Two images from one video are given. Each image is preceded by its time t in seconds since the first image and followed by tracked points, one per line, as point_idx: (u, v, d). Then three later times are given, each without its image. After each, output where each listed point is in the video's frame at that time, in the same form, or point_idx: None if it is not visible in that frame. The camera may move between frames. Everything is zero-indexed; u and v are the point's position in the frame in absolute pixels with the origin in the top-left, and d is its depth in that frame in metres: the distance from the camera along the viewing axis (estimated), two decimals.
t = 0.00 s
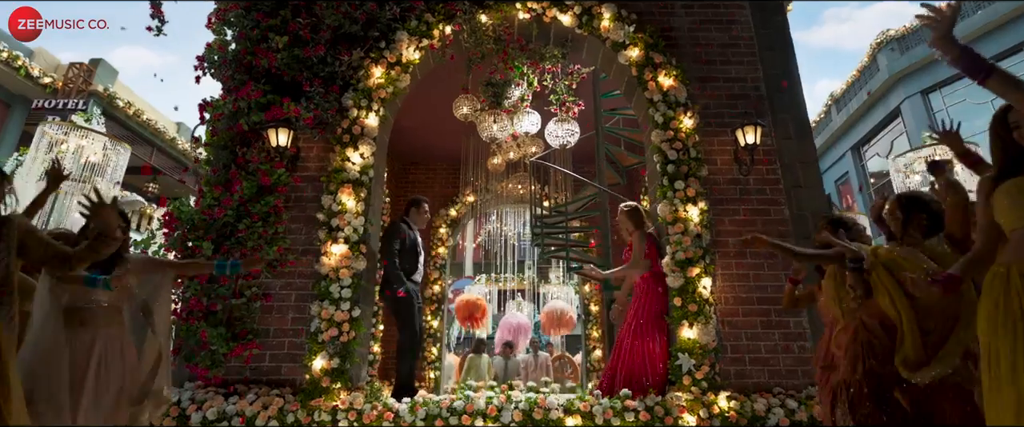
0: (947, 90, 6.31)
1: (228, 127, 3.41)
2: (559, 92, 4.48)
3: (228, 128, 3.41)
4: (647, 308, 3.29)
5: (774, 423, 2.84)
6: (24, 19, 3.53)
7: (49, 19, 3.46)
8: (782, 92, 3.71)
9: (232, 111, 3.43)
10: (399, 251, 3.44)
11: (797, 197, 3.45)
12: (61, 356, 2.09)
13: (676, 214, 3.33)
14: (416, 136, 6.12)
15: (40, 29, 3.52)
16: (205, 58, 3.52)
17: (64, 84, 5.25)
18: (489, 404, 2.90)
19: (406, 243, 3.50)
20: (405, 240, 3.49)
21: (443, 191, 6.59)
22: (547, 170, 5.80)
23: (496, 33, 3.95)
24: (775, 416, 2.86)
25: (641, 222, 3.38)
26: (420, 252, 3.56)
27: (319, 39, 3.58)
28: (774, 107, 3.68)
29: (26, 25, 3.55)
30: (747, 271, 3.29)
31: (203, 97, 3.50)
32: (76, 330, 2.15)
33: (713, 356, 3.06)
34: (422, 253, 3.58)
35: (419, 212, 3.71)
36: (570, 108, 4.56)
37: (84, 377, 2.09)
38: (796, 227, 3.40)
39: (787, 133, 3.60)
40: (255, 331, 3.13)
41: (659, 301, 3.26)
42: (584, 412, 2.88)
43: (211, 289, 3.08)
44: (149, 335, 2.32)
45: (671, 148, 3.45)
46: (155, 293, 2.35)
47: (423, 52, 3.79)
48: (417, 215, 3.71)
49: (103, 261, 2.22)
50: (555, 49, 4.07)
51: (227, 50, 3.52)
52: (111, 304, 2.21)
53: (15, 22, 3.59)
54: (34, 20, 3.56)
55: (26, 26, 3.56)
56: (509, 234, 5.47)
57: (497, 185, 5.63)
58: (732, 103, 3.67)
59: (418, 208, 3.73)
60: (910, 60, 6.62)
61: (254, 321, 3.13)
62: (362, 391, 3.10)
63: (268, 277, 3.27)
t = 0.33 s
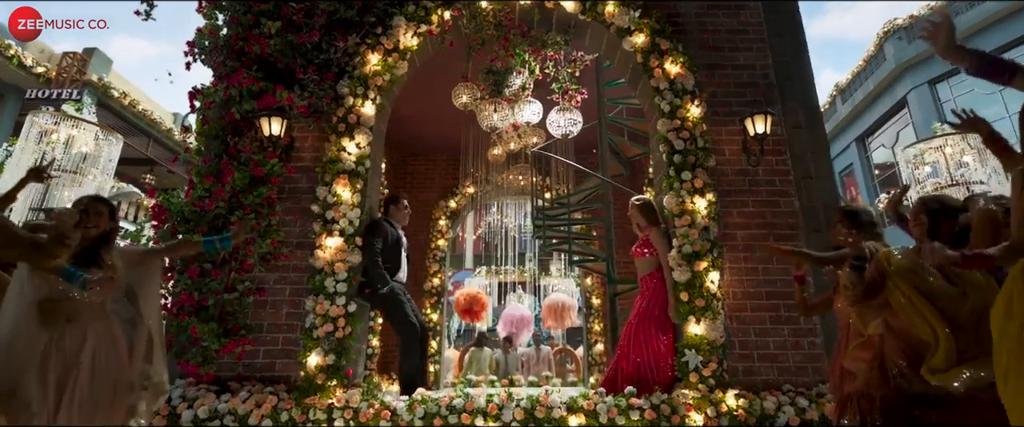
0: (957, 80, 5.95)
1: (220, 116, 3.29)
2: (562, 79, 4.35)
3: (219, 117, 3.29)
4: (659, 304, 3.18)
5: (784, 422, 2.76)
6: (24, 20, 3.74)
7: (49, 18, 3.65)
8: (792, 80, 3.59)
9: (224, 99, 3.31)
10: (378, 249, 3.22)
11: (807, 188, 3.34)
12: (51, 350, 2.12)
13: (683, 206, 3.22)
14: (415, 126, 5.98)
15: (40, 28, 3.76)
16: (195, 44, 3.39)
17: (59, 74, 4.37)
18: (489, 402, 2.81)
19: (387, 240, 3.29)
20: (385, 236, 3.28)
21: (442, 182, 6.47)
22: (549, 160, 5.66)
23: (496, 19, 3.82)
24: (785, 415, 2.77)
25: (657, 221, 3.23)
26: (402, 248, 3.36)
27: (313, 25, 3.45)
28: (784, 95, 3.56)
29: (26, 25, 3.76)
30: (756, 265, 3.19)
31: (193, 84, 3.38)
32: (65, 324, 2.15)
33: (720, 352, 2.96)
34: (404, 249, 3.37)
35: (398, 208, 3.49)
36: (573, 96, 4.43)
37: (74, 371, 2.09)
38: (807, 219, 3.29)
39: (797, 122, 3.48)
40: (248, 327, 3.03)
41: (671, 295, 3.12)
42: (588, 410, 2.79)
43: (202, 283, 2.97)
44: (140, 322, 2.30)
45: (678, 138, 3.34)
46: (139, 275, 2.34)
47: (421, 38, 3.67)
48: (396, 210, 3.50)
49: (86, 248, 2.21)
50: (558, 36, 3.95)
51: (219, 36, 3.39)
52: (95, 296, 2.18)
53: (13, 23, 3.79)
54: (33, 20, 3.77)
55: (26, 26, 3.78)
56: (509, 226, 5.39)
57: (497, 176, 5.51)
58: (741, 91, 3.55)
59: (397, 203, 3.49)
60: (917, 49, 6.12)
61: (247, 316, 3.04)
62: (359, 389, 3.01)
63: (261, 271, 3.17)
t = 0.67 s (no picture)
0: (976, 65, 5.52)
1: (205, 97, 3.12)
2: (565, 60, 4.16)
3: (205, 99, 3.11)
4: (661, 308, 3.09)
5: (800, 421, 2.62)
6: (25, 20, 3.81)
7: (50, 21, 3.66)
8: (808, 60, 3.41)
9: (209, 80, 3.13)
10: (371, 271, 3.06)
11: (824, 174, 3.17)
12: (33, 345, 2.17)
13: (694, 193, 3.05)
14: (412, 110, 5.79)
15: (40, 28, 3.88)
16: (178, 21, 3.20)
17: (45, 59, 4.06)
18: (489, 400, 2.66)
19: (380, 259, 3.16)
20: (378, 256, 3.15)
21: (441, 168, 6.28)
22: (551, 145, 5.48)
23: None
24: (801, 413, 2.63)
25: (672, 222, 3.11)
26: (395, 268, 3.24)
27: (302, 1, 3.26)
28: (800, 76, 3.37)
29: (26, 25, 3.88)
30: (770, 255, 3.03)
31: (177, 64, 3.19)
32: (47, 317, 2.21)
33: (732, 347, 2.81)
34: (396, 270, 3.25)
35: (390, 225, 3.33)
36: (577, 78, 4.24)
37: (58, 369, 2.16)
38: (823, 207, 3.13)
39: (813, 105, 3.31)
40: (235, 320, 2.88)
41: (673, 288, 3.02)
42: (594, 408, 2.65)
43: (186, 274, 2.81)
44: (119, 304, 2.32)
45: (688, 121, 3.16)
46: (117, 260, 2.30)
47: (418, 16, 3.48)
48: (388, 228, 3.33)
49: (66, 238, 2.24)
50: (563, 15, 3.75)
51: (203, 13, 3.20)
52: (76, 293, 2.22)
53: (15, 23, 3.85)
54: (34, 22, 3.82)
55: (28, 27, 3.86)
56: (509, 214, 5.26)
57: (497, 163, 5.35)
58: (754, 72, 3.36)
59: (389, 220, 3.33)
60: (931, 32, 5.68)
61: (234, 308, 2.89)
62: (353, 386, 2.86)
63: (250, 261, 3.01)
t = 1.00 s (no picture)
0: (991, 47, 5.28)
1: (187, 77, 2.94)
2: (569, 38, 3.96)
3: (187, 79, 2.94)
4: (667, 328, 2.96)
5: (817, 418, 2.49)
6: (24, 20, 3.50)
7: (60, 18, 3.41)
8: (826, 38, 3.22)
9: (192, 59, 2.96)
10: (362, 316, 2.84)
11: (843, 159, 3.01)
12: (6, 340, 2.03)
13: (706, 178, 2.88)
14: (408, 94, 5.60)
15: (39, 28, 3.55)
16: None
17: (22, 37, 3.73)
18: (489, 396, 2.51)
19: (371, 301, 2.95)
20: (370, 297, 2.94)
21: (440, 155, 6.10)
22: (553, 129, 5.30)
23: None
24: (819, 410, 2.49)
25: (679, 242, 2.93)
26: (386, 309, 3.04)
27: None
28: (817, 56, 3.19)
29: (26, 25, 3.54)
30: (785, 243, 2.87)
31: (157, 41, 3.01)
32: (20, 313, 2.06)
33: (746, 340, 2.66)
34: (387, 311, 3.04)
35: (382, 266, 3.12)
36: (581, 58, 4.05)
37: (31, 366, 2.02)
38: (842, 193, 2.96)
39: (832, 86, 3.13)
40: (221, 311, 2.73)
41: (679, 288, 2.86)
42: (599, 405, 2.50)
43: (168, 263, 2.66)
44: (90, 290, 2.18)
45: (699, 102, 2.98)
46: (92, 248, 2.17)
47: None
48: (379, 268, 3.13)
49: (37, 223, 2.09)
50: None
51: None
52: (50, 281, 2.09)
53: (15, 22, 3.56)
54: (32, 19, 3.53)
55: (26, 26, 3.55)
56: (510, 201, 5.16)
57: (497, 149, 5.17)
58: (769, 50, 3.18)
59: (380, 260, 3.13)
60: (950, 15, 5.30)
61: (220, 300, 2.74)
62: (345, 381, 2.72)
63: (236, 250, 2.85)
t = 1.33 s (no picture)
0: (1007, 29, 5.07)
1: (168, 55, 2.78)
2: (573, 16, 3.78)
3: (168, 57, 2.78)
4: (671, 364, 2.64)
5: (836, 417, 2.34)
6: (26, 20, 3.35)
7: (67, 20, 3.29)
8: (846, 15, 3.04)
9: (174, 36, 2.80)
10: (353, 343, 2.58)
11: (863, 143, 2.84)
12: None
13: (718, 163, 2.72)
14: (405, 79, 5.43)
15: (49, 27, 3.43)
16: None
17: None
18: (489, 393, 2.37)
19: (359, 326, 2.63)
20: (357, 323, 2.62)
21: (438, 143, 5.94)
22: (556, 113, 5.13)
23: None
24: (838, 408, 2.35)
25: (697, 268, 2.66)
26: (375, 328, 2.73)
27: None
28: (836, 33, 3.02)
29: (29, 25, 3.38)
30: (801, 231, 2.71)
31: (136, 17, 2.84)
32: None
33: (760, 334, 2.52)
34: (375, 329, 2.74)
35: (366, 282, 2.77)
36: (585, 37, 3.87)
37: None
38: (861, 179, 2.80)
39: (851, 65, 2.96)
40: (205, 303, 2.58)
41: (693, 317, 2.62)
42: (605, 402, 2.36)
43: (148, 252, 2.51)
44: (62, 296, 2.08)
45: (711, 82, 2.81)
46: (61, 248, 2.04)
47: None
48: (363, 284, 2.77)
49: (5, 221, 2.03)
50: None
51: None
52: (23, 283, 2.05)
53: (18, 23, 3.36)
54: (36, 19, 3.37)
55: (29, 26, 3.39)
56: (510, 189, 5.07)
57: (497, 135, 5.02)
58: (785, 28, 3.01)
59: (365, 274, 2.77)
60: None
61: (204, 291, 2.59)
62: (337, 377, 2.57)
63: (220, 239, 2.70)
